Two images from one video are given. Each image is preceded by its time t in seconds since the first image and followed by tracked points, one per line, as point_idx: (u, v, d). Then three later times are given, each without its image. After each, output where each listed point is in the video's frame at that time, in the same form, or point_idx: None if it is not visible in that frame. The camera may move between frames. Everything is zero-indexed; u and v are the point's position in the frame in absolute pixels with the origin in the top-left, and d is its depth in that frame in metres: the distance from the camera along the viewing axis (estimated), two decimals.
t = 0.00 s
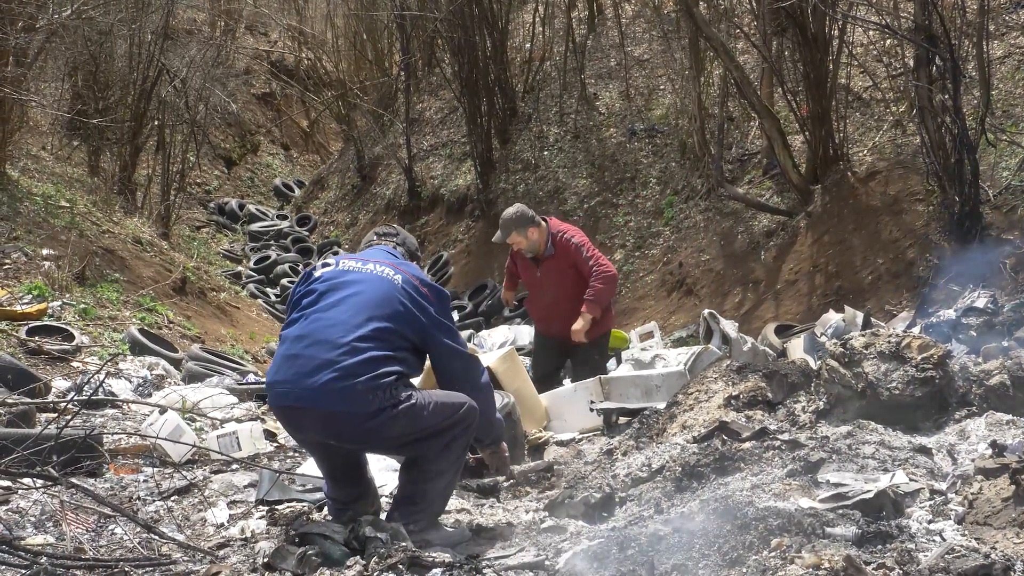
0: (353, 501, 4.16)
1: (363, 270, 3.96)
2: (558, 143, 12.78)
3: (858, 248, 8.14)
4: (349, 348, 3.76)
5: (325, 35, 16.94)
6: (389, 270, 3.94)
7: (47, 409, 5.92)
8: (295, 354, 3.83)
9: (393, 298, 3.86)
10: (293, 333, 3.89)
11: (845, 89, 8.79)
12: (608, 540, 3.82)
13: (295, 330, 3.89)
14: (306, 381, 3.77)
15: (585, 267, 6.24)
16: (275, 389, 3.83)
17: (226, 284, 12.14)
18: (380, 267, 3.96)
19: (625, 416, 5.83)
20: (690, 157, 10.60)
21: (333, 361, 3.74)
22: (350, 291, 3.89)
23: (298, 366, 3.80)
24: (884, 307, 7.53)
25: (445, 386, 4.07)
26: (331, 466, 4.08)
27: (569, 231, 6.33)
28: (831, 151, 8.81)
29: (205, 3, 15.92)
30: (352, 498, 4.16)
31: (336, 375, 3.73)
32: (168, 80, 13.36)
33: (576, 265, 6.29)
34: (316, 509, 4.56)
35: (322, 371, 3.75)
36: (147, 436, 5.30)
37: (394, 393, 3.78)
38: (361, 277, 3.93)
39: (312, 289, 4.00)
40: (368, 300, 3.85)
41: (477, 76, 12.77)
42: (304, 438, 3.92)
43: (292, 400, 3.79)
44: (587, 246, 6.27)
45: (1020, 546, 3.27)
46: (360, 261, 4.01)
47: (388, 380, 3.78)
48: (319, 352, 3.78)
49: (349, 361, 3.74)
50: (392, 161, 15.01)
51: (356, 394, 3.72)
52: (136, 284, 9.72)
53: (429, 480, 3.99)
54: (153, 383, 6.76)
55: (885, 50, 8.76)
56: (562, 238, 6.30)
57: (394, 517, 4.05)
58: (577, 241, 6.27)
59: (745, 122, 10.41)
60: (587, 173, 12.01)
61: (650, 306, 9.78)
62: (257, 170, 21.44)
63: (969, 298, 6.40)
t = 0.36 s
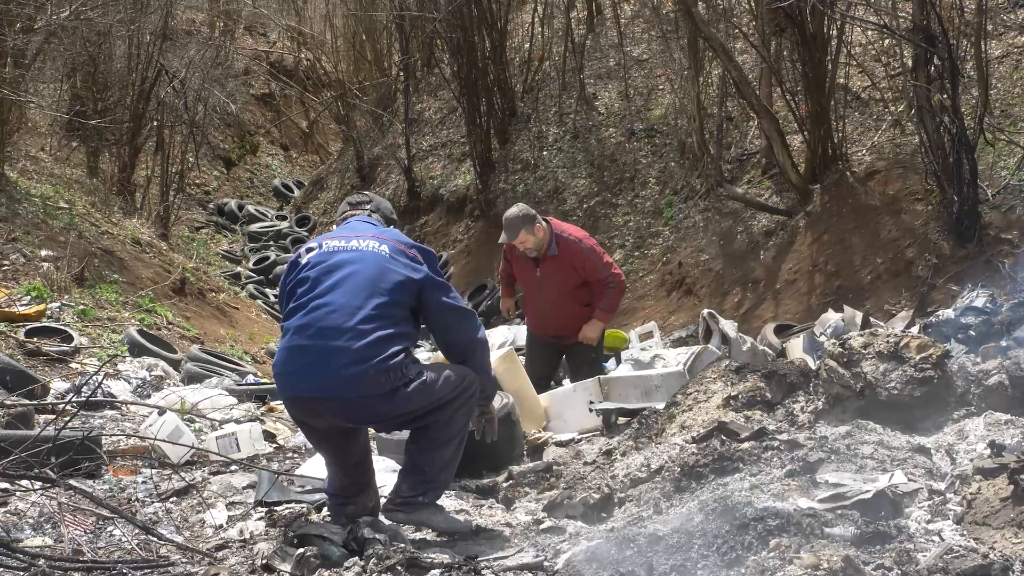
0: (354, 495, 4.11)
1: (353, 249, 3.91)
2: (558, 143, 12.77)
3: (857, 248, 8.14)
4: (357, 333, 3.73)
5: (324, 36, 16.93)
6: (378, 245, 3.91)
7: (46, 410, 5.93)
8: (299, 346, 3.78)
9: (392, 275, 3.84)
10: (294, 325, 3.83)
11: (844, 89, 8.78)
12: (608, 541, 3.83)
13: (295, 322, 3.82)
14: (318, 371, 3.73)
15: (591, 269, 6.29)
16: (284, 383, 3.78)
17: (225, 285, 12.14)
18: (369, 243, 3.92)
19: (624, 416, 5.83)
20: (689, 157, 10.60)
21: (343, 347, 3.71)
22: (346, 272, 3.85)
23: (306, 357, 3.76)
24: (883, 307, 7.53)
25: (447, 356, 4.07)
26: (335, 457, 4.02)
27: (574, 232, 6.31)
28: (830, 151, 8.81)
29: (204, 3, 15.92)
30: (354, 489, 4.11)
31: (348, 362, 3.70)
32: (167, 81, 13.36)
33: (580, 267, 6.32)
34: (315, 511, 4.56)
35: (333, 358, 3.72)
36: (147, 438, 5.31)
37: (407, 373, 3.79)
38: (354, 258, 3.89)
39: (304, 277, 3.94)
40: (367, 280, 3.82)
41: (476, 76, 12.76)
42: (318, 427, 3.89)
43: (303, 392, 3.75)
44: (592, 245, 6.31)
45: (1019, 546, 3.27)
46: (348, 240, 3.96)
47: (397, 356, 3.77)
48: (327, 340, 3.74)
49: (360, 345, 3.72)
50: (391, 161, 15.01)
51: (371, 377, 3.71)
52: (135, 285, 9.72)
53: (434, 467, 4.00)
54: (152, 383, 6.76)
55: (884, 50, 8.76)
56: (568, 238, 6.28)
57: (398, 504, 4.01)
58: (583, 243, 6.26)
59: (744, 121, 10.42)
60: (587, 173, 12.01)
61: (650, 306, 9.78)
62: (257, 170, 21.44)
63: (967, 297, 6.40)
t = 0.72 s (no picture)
0: (356, 488, 4.11)
1: (367, 242, 3.83)
2: (557, 142, 12.77)
3: (856, 249, 8.14)
4: (362, 334, 3.72)
5: (323, 34, 16.91)
6: (394, 240, 3.81)
7: (46, 408, 5.92)
8: (305, 341, 3.77)
9: (404, 274, 3.76)
10: (302, 317, 3.82)
11: (844, 90, 8.77)
12: (608, 542, 3.82)
13: (303, 314, 3.81)
14: (321, 370, 3.74)
15: (589, 279, 6.36)
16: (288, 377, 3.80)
17: (224, 284, 12.12)
18: (384, 237, 3.83)
19: (624, 417, 5.80)
20: (689, 157, 10.60)
21: (349, 349, 3.70)
22: (357, 268, 3.79)
23: (312, 354, 3.76)
24: (883, 308, 7.53)
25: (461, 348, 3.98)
26: (336, 452, 4.02)
27: (576, 240, 6.35)
28: (830, 151, 8.80)
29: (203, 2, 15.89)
30: (355, 482, 4.11)
31: (352, 363, 3.71)
32: (166, 79, 13.33)
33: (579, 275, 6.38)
34: (315, 509, 4.55)
35: (337, 357, 3.73)
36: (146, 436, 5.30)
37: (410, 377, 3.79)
38: (367, 253, 3.81)
39: (318, 265, 3.89)
40: (378, 279, 3.75)
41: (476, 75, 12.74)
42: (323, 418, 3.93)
43: (305, 387, 3.77)
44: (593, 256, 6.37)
45: (1021, 549, 3.27)
46: (363, 231, 3.87)
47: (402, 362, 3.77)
48: (332, 339, 3.73)
49: (364, 347, 3.71)
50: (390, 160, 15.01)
51: (373, 382, 3.71)
52: (134, 284, 9.71)
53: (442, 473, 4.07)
54: (152, 382, 6.75)
55: (884, 51, 8.75)
56: (570, 246, 6.32)
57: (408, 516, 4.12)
58: (585, 252, 6.33)
59: (744, 122, 10.43)
60: (586, 173, 12.00)
61: (649, 306, 9.77)
62: (255, 169, 21.42)
63: (967, 299, 6.40)
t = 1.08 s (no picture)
0: (364, 479, 4.04)
1: (406, 228, 3.75)
2: (559, 137, 12.74)
3: (858, 245, 8.12)
4: (382, 319, 3.69)
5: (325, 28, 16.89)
6: (431, 230, 3.70)
7: (47, 400, 5.91)
8: (329, 315, 3.77)
9: (433, 266, 3.67)
10: (331, 291, 3.81)
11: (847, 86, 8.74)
12: (610, 537, 3.81)
13: (332, 287, 3.81)
14: (339, 347, 3.74)
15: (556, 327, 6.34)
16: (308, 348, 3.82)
17: (225, 277, 12.11)
18: (423, 225, 3.72)
19: (625, 412, 5.84)
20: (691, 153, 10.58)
21: (367, 332, 3.69)
22: (389, 251, 3.74)
23: (333, 331, 3.75)
24: (885, 305, 7.52)
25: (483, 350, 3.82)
26: (349, 436, 3.99)
27: (558, 288, 6.33)
28: (832, 148, 8.79)
29: None
30: (361, 472, 4.03)
31: (367, 346, 3.69)
32: (167, 72, 13.29)
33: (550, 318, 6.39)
34: (317, 503, 4.54)
35: (355, 337, 3.72)
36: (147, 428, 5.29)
37: (424, 369, 3.73)
38: (402, 238, 3.74)
39: (357, 242, 3.86)
40: (407, 266, 3.69)
41: (478, 69, 12.71)
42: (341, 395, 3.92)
43: (323, 362, 3.78)
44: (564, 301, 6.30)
45: None
46: (405, 215, 3.78)
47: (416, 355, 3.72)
48: (353, 319, 3.72)
49: (382, 332, 3.68)
50: (392, 154, 15.00)
51: (385, 369, 3.68)
52: (135, 276, 9.69)
53: (447, 478, 4.04)
54: (152, 374, 6.75)
55: (888, 48, 8.73)
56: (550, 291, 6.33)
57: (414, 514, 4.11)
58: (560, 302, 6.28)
59: (747, 118, 10.41)
60: (587, 168, 11.97)
61: (650, 301, 9.76)
62: (256, 162, 21.39)
63: (970, 296, 6.39)
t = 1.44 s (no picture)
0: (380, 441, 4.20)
1: (441, 203, 3.79)
2: (560, 124, 12.69)
3: (860, 233, 8.10)
4: (407, 290, 3.77)
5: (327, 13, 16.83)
6: (465, 209, 3.72)
7: (47, 385, 5.92)
8: (358, 282, 3.88)
9: (462, 244, 3.71)
10: (363, 257, 3.92)
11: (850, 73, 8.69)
12: (610, 524, 3.80)
13: (366, 254, 3.90)
14: (363, 314, 3.85)
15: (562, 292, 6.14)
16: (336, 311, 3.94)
17: (226, 262, 12.10)
18: (458, 203, 3.75)
19: (626, 399, 5.83)
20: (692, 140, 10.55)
21: (390, 303, 3.79)
22: (422, 225, 3.80)
23: (360, 298, 3.86)
24: (886, 293, 7.50)
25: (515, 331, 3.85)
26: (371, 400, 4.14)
27: (555, 251, 6.16)
28: (835, 135, 8.75)
29: None
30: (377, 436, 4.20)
31: (388, 317, 3.79)
32: (169, 56, 13.26)
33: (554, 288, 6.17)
34: (318, 489, 4.55)
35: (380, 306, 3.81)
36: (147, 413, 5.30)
37: (444, 345, 3.81)
38: (437, 214, 3.78)
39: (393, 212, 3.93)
40: (438, 242, 3.74)
41: (480, 55, 12.64)
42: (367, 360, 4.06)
43: (349, 328, 3.91)
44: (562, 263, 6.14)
45: None
46: (444, 191, 3.81)
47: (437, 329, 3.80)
48: (379, 288, 3.82)
49: (406, 304, 3.77)
50: (393, 140, 14.96)
51: (407, 339, 3.78)
52: (136, 261, 9.68)
53: (456, 458, 4.09)
54: (153, 359, 6.75)
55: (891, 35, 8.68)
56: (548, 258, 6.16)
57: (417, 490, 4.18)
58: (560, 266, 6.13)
59: (749, 105, 10.39)
60: (589, 154, 11.92)
61: (651, 288, 9.75)
62: (258, 147, 21.34)
63: (971, 285, 6.37)
